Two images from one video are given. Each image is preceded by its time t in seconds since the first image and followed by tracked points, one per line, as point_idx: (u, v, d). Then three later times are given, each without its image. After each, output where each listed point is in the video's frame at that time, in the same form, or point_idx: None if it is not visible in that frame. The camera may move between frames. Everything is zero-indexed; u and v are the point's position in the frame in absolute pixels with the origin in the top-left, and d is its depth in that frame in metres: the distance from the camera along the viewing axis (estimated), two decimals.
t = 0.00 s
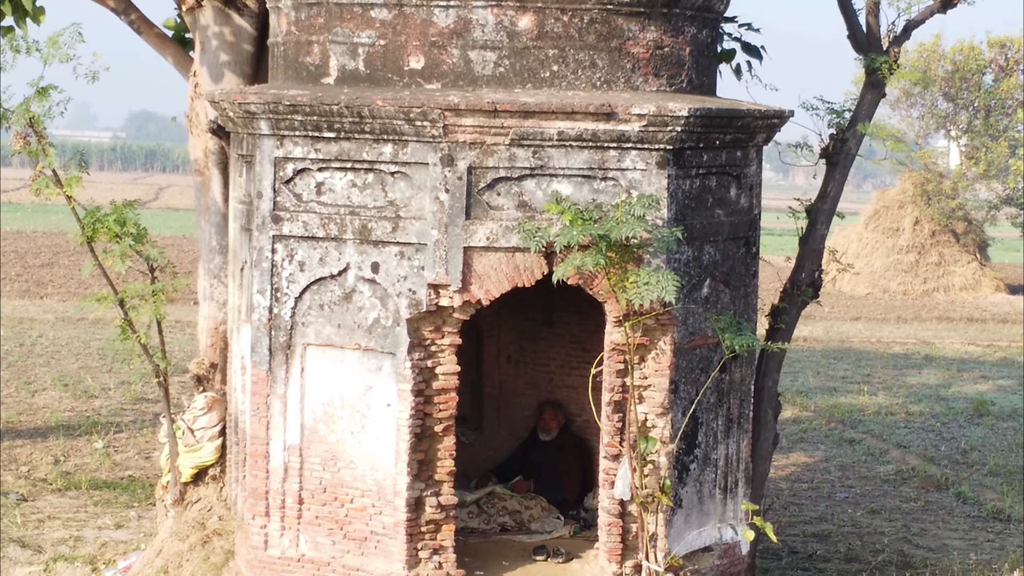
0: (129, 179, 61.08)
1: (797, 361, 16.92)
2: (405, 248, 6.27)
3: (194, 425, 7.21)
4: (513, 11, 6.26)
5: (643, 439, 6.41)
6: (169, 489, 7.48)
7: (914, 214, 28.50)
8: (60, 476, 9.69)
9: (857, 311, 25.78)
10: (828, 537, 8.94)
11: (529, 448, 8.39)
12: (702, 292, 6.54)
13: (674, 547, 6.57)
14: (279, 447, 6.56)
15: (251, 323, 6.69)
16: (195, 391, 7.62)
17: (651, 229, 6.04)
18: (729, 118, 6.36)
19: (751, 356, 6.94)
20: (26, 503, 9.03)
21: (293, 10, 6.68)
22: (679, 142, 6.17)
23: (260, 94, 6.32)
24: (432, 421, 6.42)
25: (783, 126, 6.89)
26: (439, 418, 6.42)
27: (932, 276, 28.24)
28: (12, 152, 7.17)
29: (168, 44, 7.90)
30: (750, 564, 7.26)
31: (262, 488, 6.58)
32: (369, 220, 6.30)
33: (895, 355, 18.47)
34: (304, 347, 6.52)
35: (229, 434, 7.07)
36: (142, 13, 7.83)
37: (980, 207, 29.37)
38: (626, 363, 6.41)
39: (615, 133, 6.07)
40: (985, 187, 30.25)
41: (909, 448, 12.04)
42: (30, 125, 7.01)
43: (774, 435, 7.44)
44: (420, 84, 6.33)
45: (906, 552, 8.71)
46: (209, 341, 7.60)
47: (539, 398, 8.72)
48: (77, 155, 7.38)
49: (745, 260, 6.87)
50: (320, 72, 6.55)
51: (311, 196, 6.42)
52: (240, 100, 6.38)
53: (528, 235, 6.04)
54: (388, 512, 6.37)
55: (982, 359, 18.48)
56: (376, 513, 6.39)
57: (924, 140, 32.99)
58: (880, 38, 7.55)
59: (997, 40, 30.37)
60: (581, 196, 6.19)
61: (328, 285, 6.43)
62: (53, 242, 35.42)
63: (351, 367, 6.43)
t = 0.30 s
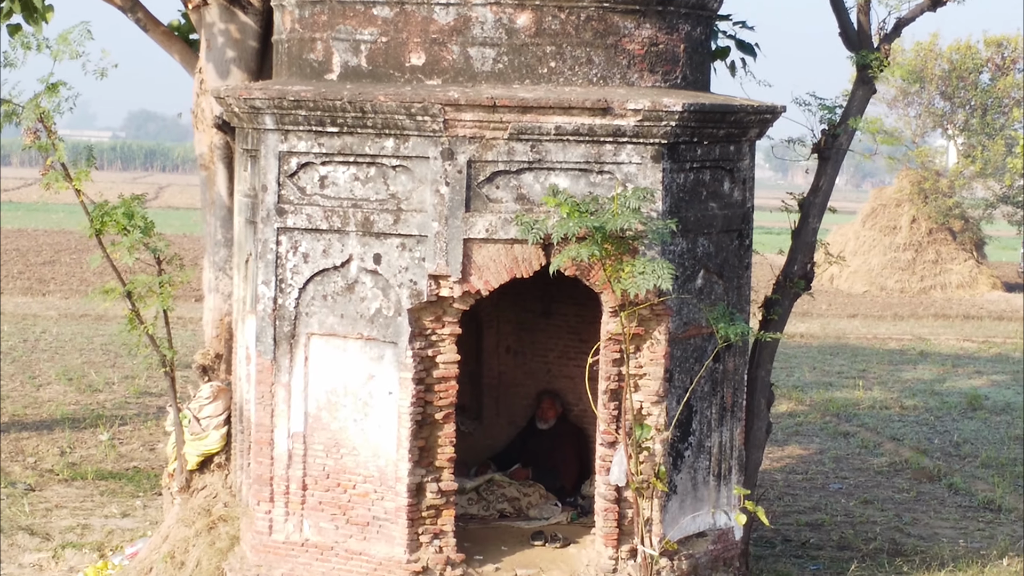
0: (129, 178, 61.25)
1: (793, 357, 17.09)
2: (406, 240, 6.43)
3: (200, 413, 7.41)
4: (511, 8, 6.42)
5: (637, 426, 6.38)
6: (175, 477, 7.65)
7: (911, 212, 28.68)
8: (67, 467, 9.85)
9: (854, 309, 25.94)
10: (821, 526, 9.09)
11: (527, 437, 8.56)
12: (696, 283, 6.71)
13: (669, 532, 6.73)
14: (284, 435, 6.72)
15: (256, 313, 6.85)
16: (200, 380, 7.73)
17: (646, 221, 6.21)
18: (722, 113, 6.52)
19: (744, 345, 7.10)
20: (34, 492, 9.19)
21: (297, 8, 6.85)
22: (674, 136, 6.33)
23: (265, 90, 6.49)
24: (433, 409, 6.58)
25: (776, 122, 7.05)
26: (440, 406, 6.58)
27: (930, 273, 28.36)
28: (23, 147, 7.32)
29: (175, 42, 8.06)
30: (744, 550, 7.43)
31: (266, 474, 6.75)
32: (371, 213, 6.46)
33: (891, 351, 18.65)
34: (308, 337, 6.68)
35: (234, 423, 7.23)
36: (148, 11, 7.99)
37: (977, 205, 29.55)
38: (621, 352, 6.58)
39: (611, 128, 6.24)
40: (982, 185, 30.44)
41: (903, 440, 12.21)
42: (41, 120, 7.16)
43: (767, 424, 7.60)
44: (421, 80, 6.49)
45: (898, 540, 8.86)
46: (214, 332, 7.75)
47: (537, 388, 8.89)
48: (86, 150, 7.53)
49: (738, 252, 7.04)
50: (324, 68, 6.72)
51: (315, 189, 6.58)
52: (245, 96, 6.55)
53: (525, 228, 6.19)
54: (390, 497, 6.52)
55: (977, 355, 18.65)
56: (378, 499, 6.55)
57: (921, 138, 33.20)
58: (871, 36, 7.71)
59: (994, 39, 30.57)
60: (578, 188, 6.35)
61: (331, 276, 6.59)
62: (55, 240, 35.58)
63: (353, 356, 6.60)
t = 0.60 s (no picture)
0: (129, 177, 61.47)
1: (788, 355, 17.30)
2: (407, 236, 6.63)
3: (206, 406, 7.62)
4: (509, 11, 6.62)
5: (632, 418, 6.56)
6: (182, 467, 7.84)
7: (907, 212, 29.04)
8: (74, 460, 10.04)
9: (850, 307, 26.15)
10: (813, 517, 9.28)
11: (525, 429, 8.76)
12: (689, 279, 6.90)
13: (662, 520, 6.93)
14: (288, 426, 6.91)
15: (261, 308, 7.04)
16: (206, 374, 7.92)
17: (640, 218, 6.41)
18: (714, 113, 6.71)
19: (736, 339, 7.30)
20: (42, 485, 9.38)
21: (301, 11, 7.04)
22: (667, 136, 6.52)
23: (270, 91, 6.68)
24: (433, 400, 6.78)
25: (767, 121, 7.24)
26: (439, 397, 6.78)
27: (926, 273, 28.57)
28: (33, 146, 7.50)
29: (180, 43, 8.25)
30: (736, 539, 7.62)
31: (271, 464, 6.94)
32: (373, 210, 6.65)
33: (886, 348, 18.85)
34: (311, 331, 6.87)
35: (239, 415, 7.43)
36: (155, 14, 8.18)
37: (973, 204, 29.76)
38: (616, 346, 6.77)
39: (606, 128, 6.42)
40: (977, 185, 30.65)
41: (895, 435, 12.41)
42: (51, 120, 7.34)
43: (759, 417, 7.80)
44: (421, 81, 6.68)
45: (888, 531, 9.05)
46: (220, 327, 7.94)
47: (534, 381, 9.09)
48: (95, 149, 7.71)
49: (730, 248, 7.23)
50: (326, 70, 6.91)
51: (318, 187, 6.77)
52: (250, 97, 6.74)
53: (522, 224, 6.38)
54: (391, 487, 6.71)
55: (971, 352, 18.86)
56: (379, 488, 6.74)
57: (917, 138, 33.43)
58: (860, 38, 7.91)
59: (989, 40, 30.80)
60: (574, 186, 6.54)
61: (334, 272, 6.78)
62: (55, 239, 35.76)
63: (355, 349, 6.79)
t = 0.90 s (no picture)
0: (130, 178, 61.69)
1: (783, 353, 17.52)
2: (408, 234, 6.84)
3: (212, 399, 7.83)
4: (507, 16, 6.83)
5: (626, 410, 6.87)
6: (189, 459, 8.06)
7: (904, 211, 29.19)
8: (81, 454, 10.25)
9: (846, 306, 26.37)
10: (804, 509, 9.49)
11: (523, 422, 8.97)
12: (682, 275, 7.11)
13: (656, 510, 7.14)
14: (292, 418, 7.12)
15: (266, 304, 7.25)
16: (213, 368, 8.17)
17: (633, 216, 6.63)
18: (706, 114, 6.93)
19: (727, 334, 7.51)
20: (50, 478, 9.59)
21: (305, 15, 7.26)
22: (660, 136, 6.73)
23: (275, 92, 6.89)
24: (433, 393, 6.98)
25: (757, 122, 7.45)
26: (439, 390, 6.99)
27: (922, 272, 28.85)
28: (44, 145, 7.71)
29: (186, 46, 8.46)
30: (728, 529, 7.83)
31: (276, 455, 7.15)
32: (375, 208, 6.86)
33: (880, 346, 19.08)
34: (315, 325, 7.08)
35: (244, 407, 7.65)
36: (163, 17, 8.39)
37: (968, 204, 30.00)
38: (611, 340, 6.97)
39: (601, 129, 6.63)
40: (973, 184, 30.86)
41: (887, 431, 12.63)
42: (63, 121, 7.55)
43: (751, 410, 8.01)
44: (422, 83, 6.89)
45: (878, 522, 9.25)
46: (225, 322, 8.14)
47: (531, 375, 9.31)
48: (104, 148, 7.91)
49: (722, 246, 7.44)
50: (330, 72, 7.12)
51: (322, 186, 6.98)
52: (256, 99, 6.95)
53: (519, 223, 6.63)
54: (393, 477, 6.93)
55: (964, 350, 19.09)
56: (381, 478, 6.95)
57: (913, 139, 33.67)
58: (849, 40, 8.12)
59: (985, 40, 31.05)
60: (570, 185, 6.75)
61: (337, 268, 6.99)
62: (57, 239, 35.97)
63: (358, 343, 7.00)
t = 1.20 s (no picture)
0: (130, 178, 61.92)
1: (778, 349, 17.78)
2: (410, 230, 7.08)
3: (220, 390, 8.10)
4: (505, 20, 7.07)
5: (621, 400, 7.12)
6: (197, 450, 8.27)
7: (900, 211, 29.50)
8: (89, 447, 10.49)
9: (842, 304, 26.61)
10: (796, 500, 9.72)
11: (521, 413, 9.21)
12: (675, 270, 7.35)
13: (650, 497, 7.38)
14: (298, 409, 7.36)
15: (272, 298, 7.49)
16: (219, 361, 8.39)
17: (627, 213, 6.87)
18: (697, 115, 7.16)
19: (719, 327, 7.75)
20: (60, 469, 9.83)
21: (310, 18, 7.50)
22: (653, 136, 6.97)
23: (281, 94, 7.13)
24: (434, 383, 7.23)
25: (748, 122, 7.69)
26: (440, 380, 7.23)
27: (918, 271, 29.06)
28: (57, 145, 7.96)
29: (194, 48, 8.69)
30: (720, 517, 8.07)
31: (282, 445, 7.39)
32: (378, 205, 7.10)
33: (874, 343, 19.33)
34: (320, 319, 7.32)
35: (250, 399, 7.88)
36: (170, 20, 8.63)
37: (964, 203, 30.26)
38: (606, 333, 7.20)
39: (596, 128, 6.87)
40: (969, 184, 31.10)
41: (878, 425, 12.87)
42: (75, 121, 7.78)
43: (742, 402, 8.25)
44: (423, 84, 7.13)
45: (867, 511, 9.48)
46: (232, 316, 8.38)
47: (529, 368, 9.55)
48: (114, 148, 8.15)
49: (713, 242, 7.68)
50: (334, 74, 7.36)
51: (326, 184, 7.21)
52: (263, 100, 7.20)
53: (517, 220, 6.89)
54: (395, 465, 7.17)
55: (957, 347, 19.33)
56: (384, 466, 7.19)
57: (909, 138, 33.92)
58: (837, 42, 8.36)
59: (981, 41, 31.31)
60: (566, 183, 6.99)
61: (341, 263, 7.23)
62: (58, 238, 36.18)
63: (361, 336, 7.23)
